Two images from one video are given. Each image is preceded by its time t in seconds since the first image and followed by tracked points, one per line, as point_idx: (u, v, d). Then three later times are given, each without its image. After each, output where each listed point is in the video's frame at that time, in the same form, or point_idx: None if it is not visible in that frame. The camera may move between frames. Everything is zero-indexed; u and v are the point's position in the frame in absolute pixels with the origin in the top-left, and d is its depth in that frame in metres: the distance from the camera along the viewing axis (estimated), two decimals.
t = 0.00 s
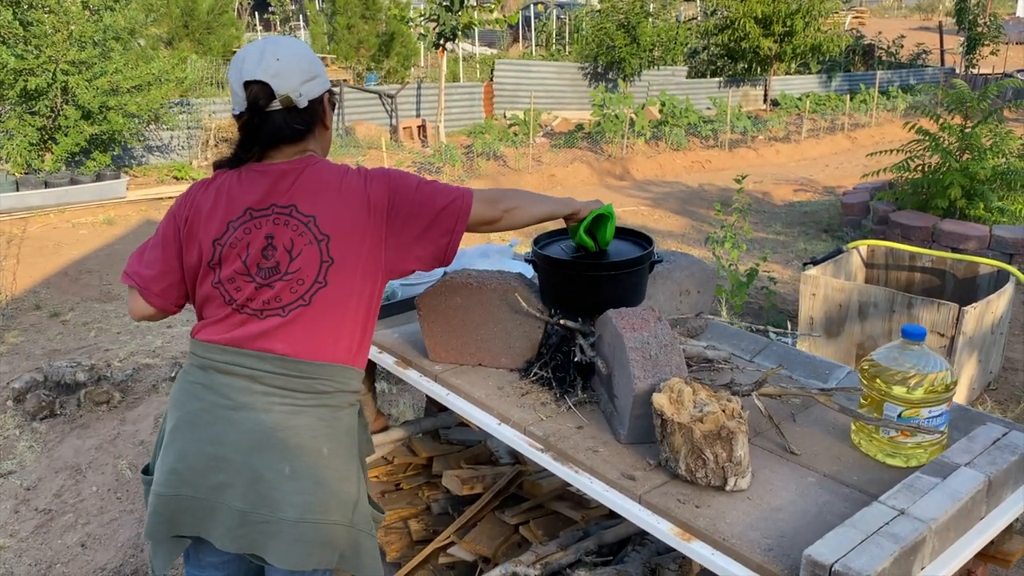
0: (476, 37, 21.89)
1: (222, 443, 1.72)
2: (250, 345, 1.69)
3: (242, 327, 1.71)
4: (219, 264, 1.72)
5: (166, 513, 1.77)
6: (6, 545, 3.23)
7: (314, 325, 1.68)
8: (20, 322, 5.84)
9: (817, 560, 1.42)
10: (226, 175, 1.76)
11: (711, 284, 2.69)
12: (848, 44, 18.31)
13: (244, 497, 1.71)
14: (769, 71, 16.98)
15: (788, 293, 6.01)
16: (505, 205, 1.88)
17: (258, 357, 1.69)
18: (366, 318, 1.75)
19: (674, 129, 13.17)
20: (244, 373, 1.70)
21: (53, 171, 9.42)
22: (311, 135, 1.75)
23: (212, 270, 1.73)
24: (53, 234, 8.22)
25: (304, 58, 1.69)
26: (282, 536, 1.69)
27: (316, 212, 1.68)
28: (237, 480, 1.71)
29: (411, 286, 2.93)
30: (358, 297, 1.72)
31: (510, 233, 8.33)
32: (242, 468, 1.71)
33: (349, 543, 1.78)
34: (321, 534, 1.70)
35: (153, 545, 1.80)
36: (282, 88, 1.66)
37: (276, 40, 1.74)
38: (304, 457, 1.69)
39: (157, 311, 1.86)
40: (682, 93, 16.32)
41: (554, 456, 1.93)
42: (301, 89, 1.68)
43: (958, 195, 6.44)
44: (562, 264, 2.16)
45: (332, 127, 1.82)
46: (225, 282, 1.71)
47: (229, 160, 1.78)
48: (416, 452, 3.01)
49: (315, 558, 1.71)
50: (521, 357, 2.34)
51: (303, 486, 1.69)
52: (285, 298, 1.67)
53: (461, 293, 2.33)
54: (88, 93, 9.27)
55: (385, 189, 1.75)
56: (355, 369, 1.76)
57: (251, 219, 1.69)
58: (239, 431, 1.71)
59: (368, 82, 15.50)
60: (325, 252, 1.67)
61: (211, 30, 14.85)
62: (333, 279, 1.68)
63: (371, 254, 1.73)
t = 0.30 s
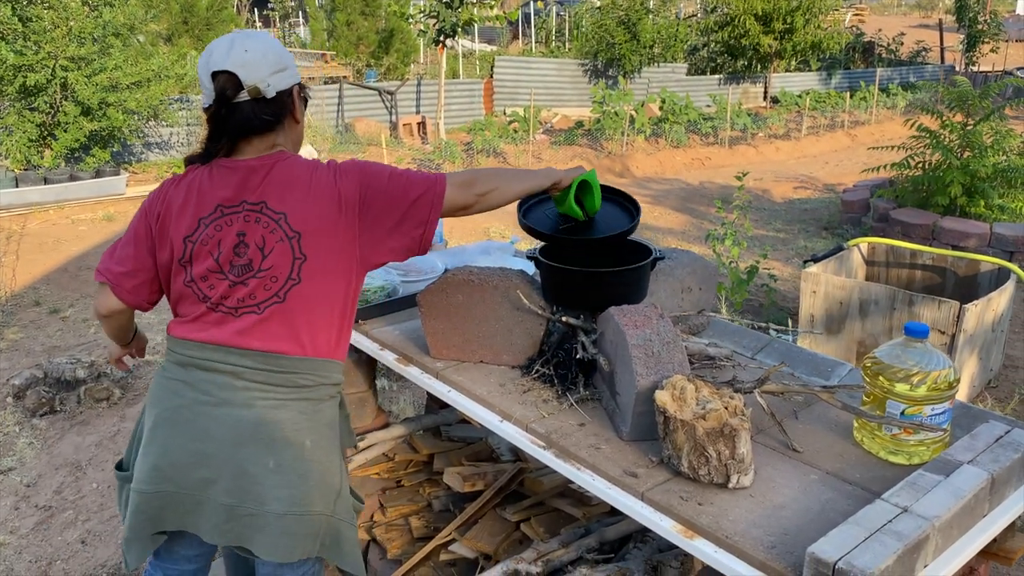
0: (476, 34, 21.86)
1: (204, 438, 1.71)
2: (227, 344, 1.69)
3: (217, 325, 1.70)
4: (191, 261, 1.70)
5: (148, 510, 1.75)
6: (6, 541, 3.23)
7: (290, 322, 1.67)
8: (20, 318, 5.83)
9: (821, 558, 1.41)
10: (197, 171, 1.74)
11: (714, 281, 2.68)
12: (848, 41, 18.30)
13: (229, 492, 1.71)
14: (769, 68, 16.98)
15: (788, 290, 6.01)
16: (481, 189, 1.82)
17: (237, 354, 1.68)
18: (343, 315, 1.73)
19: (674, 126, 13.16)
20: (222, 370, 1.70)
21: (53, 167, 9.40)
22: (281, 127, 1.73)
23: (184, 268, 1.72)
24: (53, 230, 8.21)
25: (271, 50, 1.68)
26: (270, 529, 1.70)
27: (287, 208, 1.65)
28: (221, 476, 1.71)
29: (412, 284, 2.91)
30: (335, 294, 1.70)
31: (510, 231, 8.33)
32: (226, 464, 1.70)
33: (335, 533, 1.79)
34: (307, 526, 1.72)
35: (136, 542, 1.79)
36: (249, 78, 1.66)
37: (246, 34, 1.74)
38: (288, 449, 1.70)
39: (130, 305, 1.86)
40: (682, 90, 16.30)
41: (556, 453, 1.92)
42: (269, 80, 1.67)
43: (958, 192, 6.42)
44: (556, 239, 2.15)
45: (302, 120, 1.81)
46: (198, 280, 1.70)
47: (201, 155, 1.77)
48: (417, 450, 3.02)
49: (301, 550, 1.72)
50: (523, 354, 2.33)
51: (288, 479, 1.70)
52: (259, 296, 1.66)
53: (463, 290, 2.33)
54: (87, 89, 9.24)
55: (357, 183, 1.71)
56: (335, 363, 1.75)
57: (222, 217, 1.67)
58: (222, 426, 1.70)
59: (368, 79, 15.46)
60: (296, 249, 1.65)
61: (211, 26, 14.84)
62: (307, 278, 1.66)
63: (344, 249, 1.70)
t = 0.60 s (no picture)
0: (475, 32, 21.85)
1: (156, 443, 1.80)
2: (163, 351, 1.77)
3: (149, 332, 1.77)
4: (116, 274, 1.76)
5: (108, 520, 1.83)
6: (7, 538, 3.24)
7: (223, 322, 1.76)
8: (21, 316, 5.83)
9: (823, 556, 1.42)
10: (111, 181, 1.77)
11: (715, 279, 2.68)
12: (848, 39, 18.31)
13: (188, 491, 1.82)
14: (769, 65, 16.99)
15: (788, 288, 6.01)
16: (396, 164, 1.86)
17: (176, 360, 1.77)
18: (276, 305, 1.83)
19: (674, 124, 13.16)
20: (162, 376, 1.79)
21: (53, 165, 9.38)
22: (192, 128, 1.77)
23: (110, 281, 1.78)
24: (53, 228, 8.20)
25: (181, 51, 1.71)
26: (233, 520, 1.83)
27: (203, 213, 1.71)
28: (177, 478, 1.81)
29: (414, 281, 2.84)
30: (265, 289, 1.79)
31: (511, 228, 8.34)
32: (179, 465, 1.80)
33: (301, 516, 1.93)
34: (269, 513, 1.86)
35: (98, 552, 1.87)
36: (161, 78, 1.68)
37: (151, 36, 1.75)
38: (242, 444, 1.82)
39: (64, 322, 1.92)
40: (682, 88, 16.30)
41: (557, 451, 1.93)
42: (182, 80, 1.71)
43: (958, 190, 6.42)
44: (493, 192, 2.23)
45: (213, 120, 1.85)
46: (126, 291, 1.76)
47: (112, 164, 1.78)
48: (419, 447, 3.01)
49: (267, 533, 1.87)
50: (525, 352, 2.33)
51: (245, 470, 1.83)
52: (190, 301, 1.73)
53: (465, 288, 2.33)
54: (88, 86, 9.21)
55: (269, 176, 1.75)
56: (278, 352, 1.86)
57: (140, 226, 1.72)
58: (172, 431, 1.80)
59: (368, 76, 15.42)
60: (219, 252, 1.72)
61: (210, 23, 14.83)
62: (232, 278, 1.73)
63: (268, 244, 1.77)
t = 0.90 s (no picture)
0: (475, 30, 21.85)
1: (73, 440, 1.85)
2: (69, 347, 1.81)
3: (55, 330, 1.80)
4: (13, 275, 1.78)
5: (32, 520, 1.86)
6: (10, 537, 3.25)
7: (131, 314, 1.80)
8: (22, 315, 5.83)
9: (823, 553, 1.42)
10: None
11: (716, 278, 2.68)
12: (849, 38, 18.30)
13: (114, 480, 1.88)
14: (769, 64, 16.98)
15: (789, 287, 6.01)
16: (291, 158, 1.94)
17: (87, 354, 1.81)
18: (181, 294, 1.89)
19: (675, 123, 13.16)
20: (73, 373, 1.82)
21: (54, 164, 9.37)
22: (74, 122, 1.81)
23: (9, 282, 1.79)
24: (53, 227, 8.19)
25: (63, 48, 1.75)
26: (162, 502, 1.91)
27: (98, 205, 1.74)
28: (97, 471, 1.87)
29: (416, 279, 2.84)
30: (170, 280, 1.85)
31: (512, 227, 8.34)
32: (97, 458, 1.86)
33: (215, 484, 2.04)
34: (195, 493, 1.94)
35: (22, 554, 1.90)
36: (38, 73, 1.71)
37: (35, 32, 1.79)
38: (164, 429, 1.89)
39: None
40: (683, 87, 16.30)
41: (559, 448, 1.93)
42: (62, 75, 1.74)
43: (959, 189, 6.43)
44: (360, 190, 2.52)
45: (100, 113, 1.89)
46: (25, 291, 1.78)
47: None
48: (419, 445, 2.98)
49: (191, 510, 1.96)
50: (526, 350, 2.34)
51: (165, 455, 1.90)
52: (95, 296, 1.78)
53: (465, 286, 2.33)
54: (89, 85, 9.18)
55: (163, 168, 1.79)
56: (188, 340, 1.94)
57: (35, 224, 1.75)
58: (89, 426, 1.84)
59: (368, 75, 15.39)
60: (117, 244, 1.76)
61: (211, 22, 14.82)
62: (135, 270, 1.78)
63: (169, 235, 1.82)
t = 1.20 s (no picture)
0: (477, 30, 21.85)
1: (62, 408, 2.08)
2: (52, 318, 2.03)
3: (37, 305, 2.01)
4: None
5: (24, 492, 2.05)
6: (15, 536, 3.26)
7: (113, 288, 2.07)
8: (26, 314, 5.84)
9: (829, 550, 1.43)
10: None
11: (719, 277, 2.68)
12: (850, 38, 18.29)
13: (108, 446, 2.16)
14: (771, 64, 16.98)
15: (791, 286, 6.01)
16: (251, 151, 2.22)
17: (71, 327, 2.05)
18: (151, 270, 2.17)
19: (676, 122, 13.16)
20: (60, 345, 2.05)
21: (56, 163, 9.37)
22: (40, 114, 2.04)
23: None
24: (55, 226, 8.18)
25: (23, 46, 1.97)
26: (149, 462, 2.24)
27: (76, 188, 1.98)
28: (84, 434, 2.11)
29: (419, 278, 2.85)
30: (145, 257, 2.13)
31: (514, 227, 8.34)
32: (85, 421, 2.11)
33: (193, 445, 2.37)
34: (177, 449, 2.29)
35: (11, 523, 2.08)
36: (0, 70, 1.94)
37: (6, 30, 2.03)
38: (149, 396, 2.20)
39: None
40: (684, 86, 16.29)
41: (564, 447, 1.94)
42: (22, 71, 1.97)
43: (961, 189, 6.43)
44: (279, 200, 2.45)
45: (66, 104, 2.10)
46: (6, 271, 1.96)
47: None
48: (423, 444, 2.99)
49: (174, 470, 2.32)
50: (530, 349, 2.34)
51: (153, 415, 2.22)
52: (76, 272, 2.01)
53: (470, 285, 2.34)
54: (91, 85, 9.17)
55: (136, 156, 2.06)
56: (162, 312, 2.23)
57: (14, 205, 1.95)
58: (79, 395, 2.09)
59: (369, 74, 15.39)
60: (94, 223, 2.00)
61: (213, 22, 14.81)
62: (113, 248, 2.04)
63: (140, 216, 2.09)
